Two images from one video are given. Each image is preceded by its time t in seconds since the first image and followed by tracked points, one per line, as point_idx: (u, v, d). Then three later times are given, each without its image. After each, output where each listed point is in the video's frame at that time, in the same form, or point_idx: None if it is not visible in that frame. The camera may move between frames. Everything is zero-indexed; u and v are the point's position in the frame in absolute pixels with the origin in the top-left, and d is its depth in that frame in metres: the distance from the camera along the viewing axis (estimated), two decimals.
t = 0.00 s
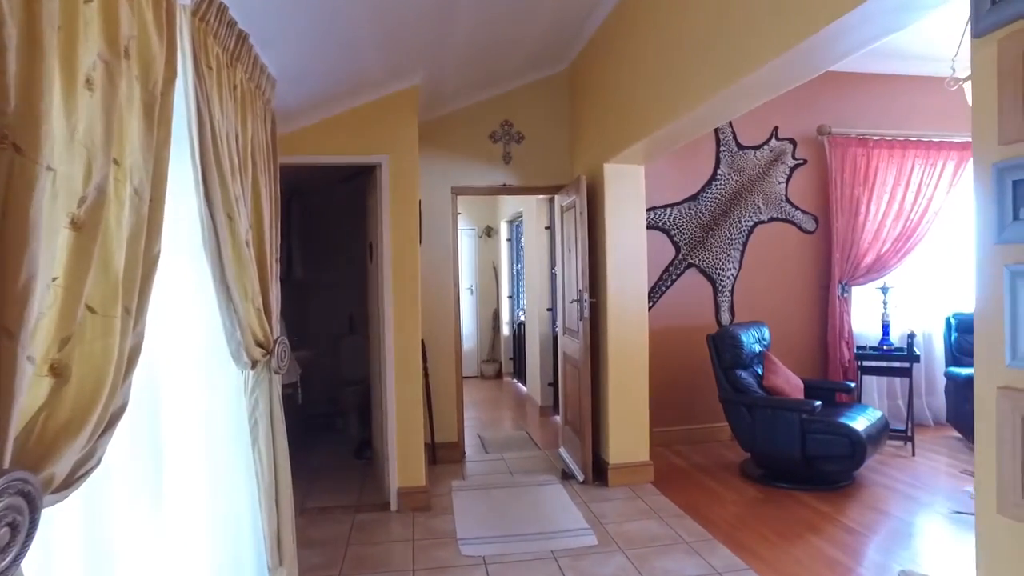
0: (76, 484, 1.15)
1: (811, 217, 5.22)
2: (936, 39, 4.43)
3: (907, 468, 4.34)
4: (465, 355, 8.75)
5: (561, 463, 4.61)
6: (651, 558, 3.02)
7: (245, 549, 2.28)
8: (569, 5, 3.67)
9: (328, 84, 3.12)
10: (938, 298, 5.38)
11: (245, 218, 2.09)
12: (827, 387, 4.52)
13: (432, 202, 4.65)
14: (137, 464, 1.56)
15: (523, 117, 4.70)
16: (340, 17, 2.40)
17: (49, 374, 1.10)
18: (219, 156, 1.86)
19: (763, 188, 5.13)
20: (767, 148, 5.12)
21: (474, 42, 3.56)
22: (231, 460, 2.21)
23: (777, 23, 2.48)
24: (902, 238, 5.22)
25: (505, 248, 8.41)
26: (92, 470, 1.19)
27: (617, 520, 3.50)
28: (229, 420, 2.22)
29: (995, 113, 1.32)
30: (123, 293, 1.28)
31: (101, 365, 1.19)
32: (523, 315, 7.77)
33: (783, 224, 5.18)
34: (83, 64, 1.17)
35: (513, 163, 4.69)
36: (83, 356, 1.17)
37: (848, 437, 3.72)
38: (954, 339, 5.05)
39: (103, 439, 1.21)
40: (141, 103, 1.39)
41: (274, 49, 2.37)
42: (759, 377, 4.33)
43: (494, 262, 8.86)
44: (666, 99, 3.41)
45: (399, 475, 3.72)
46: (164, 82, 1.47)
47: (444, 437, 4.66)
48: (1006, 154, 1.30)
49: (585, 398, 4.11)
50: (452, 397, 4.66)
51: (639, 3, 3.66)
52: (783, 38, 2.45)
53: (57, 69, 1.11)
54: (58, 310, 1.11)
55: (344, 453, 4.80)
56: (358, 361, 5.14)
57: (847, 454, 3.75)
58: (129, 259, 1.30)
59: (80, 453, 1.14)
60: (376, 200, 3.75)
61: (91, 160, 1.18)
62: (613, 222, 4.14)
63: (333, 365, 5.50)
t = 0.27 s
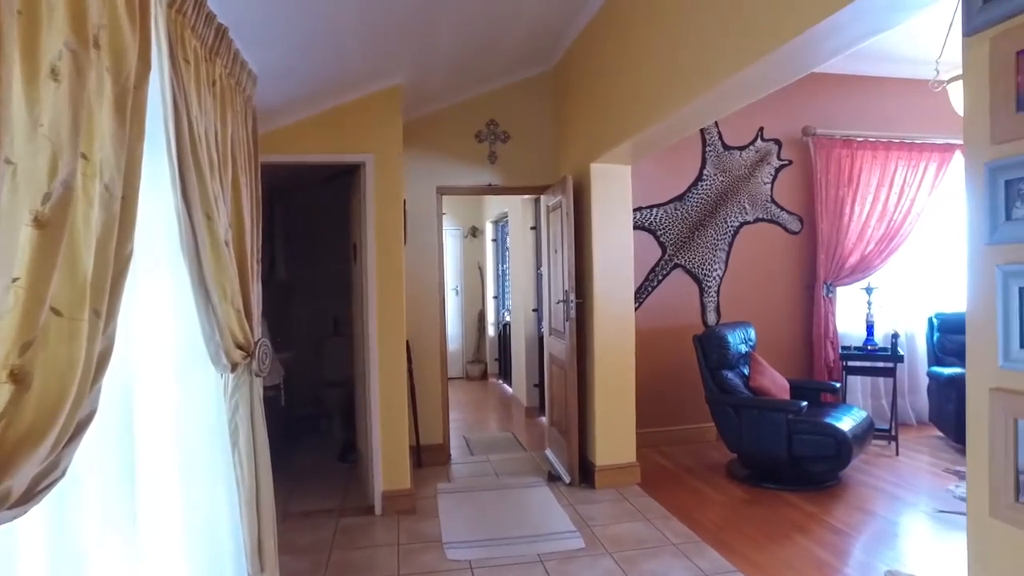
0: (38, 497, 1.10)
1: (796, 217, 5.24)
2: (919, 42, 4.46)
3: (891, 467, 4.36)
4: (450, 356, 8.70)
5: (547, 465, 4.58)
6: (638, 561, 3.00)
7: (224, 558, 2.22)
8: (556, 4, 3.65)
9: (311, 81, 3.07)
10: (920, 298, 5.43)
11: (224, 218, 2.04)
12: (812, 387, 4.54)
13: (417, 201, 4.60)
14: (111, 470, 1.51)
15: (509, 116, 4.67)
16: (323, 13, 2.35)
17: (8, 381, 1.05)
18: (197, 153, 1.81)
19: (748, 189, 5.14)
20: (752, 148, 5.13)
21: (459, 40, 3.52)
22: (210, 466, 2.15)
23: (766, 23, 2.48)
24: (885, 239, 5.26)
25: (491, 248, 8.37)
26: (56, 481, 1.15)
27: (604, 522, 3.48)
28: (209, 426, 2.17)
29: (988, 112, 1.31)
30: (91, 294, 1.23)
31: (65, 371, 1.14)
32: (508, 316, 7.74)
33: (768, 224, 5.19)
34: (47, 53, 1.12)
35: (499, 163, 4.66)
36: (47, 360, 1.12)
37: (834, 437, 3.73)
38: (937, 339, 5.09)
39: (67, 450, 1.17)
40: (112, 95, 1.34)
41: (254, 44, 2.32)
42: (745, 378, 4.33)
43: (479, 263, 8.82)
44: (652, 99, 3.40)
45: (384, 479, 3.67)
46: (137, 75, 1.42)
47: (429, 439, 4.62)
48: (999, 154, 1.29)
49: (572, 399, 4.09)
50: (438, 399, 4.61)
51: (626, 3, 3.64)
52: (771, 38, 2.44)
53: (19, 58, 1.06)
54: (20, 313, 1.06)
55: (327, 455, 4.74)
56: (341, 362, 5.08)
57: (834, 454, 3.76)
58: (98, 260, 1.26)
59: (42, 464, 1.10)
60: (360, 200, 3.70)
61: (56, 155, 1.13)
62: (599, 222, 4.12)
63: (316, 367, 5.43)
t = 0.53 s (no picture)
0: None
1: (781, 218, 5.25)
2: (903, 43, 4.48)
3: (876, 467, 4.38)
4: (435, 357, 8.64)
5: (533, 467, 4.55)
6: (626, 564, 2.98)
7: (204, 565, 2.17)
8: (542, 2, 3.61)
9: (293, 78, 3.01)
10: (904, 298, 5.46)
11: (202, 217, 1.99)
12: (798, 387, 4.54)
13: (402, 201, 4.55)
14: (81, 479, 1.46)
15: (495, 116, 4.63)
16: (305, 8, 2.30)
17: None
18: (173, 150, 1.76)
19: (734, 189, 5.15)
20: (738, 149, 5.14)
21: (445, 38, 3.47)
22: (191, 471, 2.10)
23: (755, 22, 2.46)
24: (869, 239, 5.29)
25: (476, 249, 8.33)
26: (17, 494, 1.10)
27: (591, 525, 3.45)
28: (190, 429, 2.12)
29: (981, 111, 1.29)
30: (55, 297, 1.18)
31: (26, 377, 1.09)
32: (493, 317, 7.70)
33: (754, 225, 5.20)
34: (7, 40, 1.06)
35: (484, 162, 4.62)
36: (6, 367, 1.07)
37: (821, 438, 3.73)
38: (920, 339, 5.13)
39: (28, 461, 1.11)
40: (80, 87, 1.29)
41: (234, 39, 2.26)
42: (732, 378, 4.33)
43: (465, 263, 8.77)
44: (640, 99, 3.38)
45: (368, 482, 3.62)
46: (108, 67, 1.37)
47: (414, 441, 4.57)
48: (992, 154, 1.27)
49: (558, 401, 4.06)
50: (423, 401, 4.56)
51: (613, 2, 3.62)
52: (760, 37, 2.43)
53: None
54: None
55: (310, 459, 4.67)
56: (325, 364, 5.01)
57: (821, 455, 3.77)
58: (63, 262, 1.20)
59: None
60: (344, 199, 3.65)
61: (15, 148, 1.07)
62: (586, 222, 4.09)
63: (299, 369, 5.35)
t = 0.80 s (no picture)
0: None
1: (767, 218, 5.26)
2: (888, 44, 4.50)
3: (861, 466, 4.39)
4: (420, 358, 8.57)
5: (520, 469, 4.50)
6: (615, 568, 2.94)
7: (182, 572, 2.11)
8: None
9: (275, 74, 2.94)
10: (888, 299, 5.49)
11: (179, 216, 1.93)
12: (785, 387, 4.55)
13: (386, 201, 4.48)
14: (47, 489, 1.41)
15: (481, 114, 4.59)
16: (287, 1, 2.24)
17: None
18: (146, 144, 1.71)
19: (721, 189, 5.15)
20: (725, 149, 5.13)
21: (430, 35, 3.42)
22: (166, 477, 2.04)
23: (744, 20, 2.43)
24: (854, 240, 5.31)
25: (461, 249, 8.27)
26: None
27: (579, 528, 3.42)
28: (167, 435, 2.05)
29: (979, 108, 1.26)
30: (13, 297, 1.13)
31: None
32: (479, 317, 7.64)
33: (740, 225, 5.20)
34: None
35: (470, 161, 4.57)
36: None
37: (808, 438, 3.73)
38: (904, 339, 5.16)
39: None
40: (44, 76, 1.23)
41: (213, 32, 2.19)
42: (719, 379, 4.32)
43: (450, 263, 8.71)
44: (627, 98, 3.36)
45: (352, 486, 3.55)
46: (73, 55, 1.31)
47: (399, 444, 4.50)
48: (990, 152, 1.25)
49: (545, 403, 4.02)
50: (408, 403, 4.50)
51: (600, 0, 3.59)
52: (749, 36, 2.41)
53: None
54: None
55: (293, 462, 4.60)
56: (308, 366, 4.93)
57: (808, 455, 3.77)
58: (22, 262, 1.15)
59: None
60: (327, 198, 3.58)
61: None
62: (573, 222, 4.06)
63: (281, 371, 5.27)
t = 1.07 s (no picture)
0: None
1: (755, 218, 5.26)
2: (875, 45, 4.51)
3: (849, 466, 4.40)
4: (407, 359, 8.50)
5: (508, 471, 4.46)
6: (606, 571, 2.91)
7: None
8: None
9: (260, 71, 2.88)
10: (875, 299, 5.52)
11: (159, 214, 1.87)
12: (773, 388, 4.55)
13: (373, 200, 4.42)
14: (18, 501, 1.35)
15: (468, 113, 4.54)
16: None
17: None
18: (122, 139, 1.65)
19: (709, 189, 5.14)
20: (713, 149, 5.13)
21: (418, 31, 3.37)
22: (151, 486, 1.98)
23: (738, 18, 2.41)
24: (842, 240, 5.33)
25: (448, 249, 8.21)
26: None
27: (569, 531, 3.38)
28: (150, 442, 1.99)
29: (983, 106, 1.24)
30: None
31: None
32: (466, 317, 7.60)
33: (728, 226, 5.20)
34: None
35: (457, 161, 4.52)
36: None
37: (798, 438, 3.72)
38: (891, 339, 5.19)
39: None
40: (10, 65, 1.18)
41: (195, 26, 2.13)
42: (708, 380, 4.31)
43: (437, 264, 8.65)
44: (617, 97, 3.33)
45: (338, 490, 3.49)
46: (43, 44, 1.26)
47: (386, 446, 4.44)
48: (993, 151, 1.22)
49: (534, 404, 3.98)
50: (394, 405, 4.44)
51: None
52: (741, 34, 2.39)
53: None
54: None
55: (278, 465, 4.52)
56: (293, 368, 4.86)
57: (798, 455, 3.76)
58: None
59: None
60: (312, 197, 3.52)
61: None
62: (562, 222, 4.03)
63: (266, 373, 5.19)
